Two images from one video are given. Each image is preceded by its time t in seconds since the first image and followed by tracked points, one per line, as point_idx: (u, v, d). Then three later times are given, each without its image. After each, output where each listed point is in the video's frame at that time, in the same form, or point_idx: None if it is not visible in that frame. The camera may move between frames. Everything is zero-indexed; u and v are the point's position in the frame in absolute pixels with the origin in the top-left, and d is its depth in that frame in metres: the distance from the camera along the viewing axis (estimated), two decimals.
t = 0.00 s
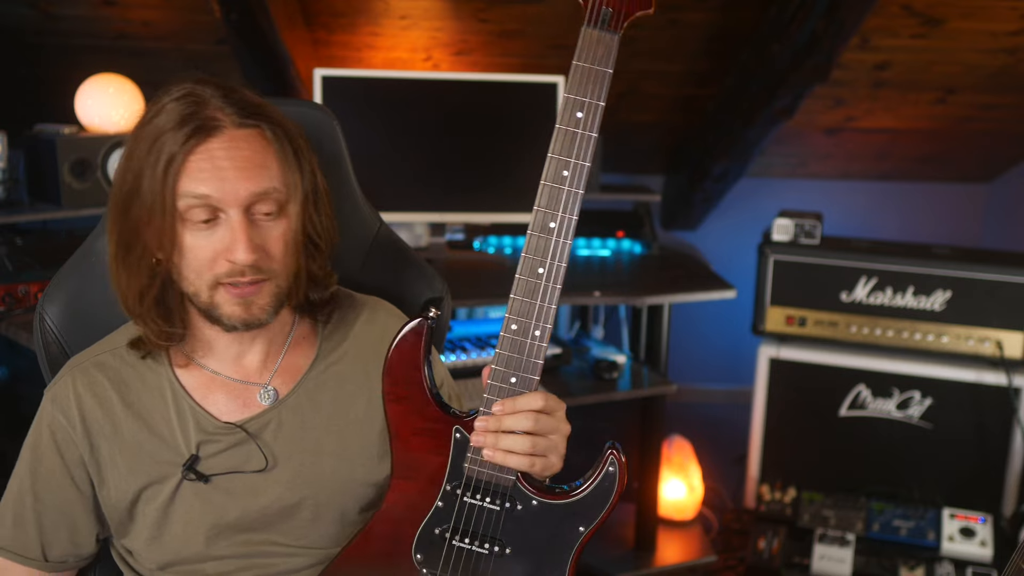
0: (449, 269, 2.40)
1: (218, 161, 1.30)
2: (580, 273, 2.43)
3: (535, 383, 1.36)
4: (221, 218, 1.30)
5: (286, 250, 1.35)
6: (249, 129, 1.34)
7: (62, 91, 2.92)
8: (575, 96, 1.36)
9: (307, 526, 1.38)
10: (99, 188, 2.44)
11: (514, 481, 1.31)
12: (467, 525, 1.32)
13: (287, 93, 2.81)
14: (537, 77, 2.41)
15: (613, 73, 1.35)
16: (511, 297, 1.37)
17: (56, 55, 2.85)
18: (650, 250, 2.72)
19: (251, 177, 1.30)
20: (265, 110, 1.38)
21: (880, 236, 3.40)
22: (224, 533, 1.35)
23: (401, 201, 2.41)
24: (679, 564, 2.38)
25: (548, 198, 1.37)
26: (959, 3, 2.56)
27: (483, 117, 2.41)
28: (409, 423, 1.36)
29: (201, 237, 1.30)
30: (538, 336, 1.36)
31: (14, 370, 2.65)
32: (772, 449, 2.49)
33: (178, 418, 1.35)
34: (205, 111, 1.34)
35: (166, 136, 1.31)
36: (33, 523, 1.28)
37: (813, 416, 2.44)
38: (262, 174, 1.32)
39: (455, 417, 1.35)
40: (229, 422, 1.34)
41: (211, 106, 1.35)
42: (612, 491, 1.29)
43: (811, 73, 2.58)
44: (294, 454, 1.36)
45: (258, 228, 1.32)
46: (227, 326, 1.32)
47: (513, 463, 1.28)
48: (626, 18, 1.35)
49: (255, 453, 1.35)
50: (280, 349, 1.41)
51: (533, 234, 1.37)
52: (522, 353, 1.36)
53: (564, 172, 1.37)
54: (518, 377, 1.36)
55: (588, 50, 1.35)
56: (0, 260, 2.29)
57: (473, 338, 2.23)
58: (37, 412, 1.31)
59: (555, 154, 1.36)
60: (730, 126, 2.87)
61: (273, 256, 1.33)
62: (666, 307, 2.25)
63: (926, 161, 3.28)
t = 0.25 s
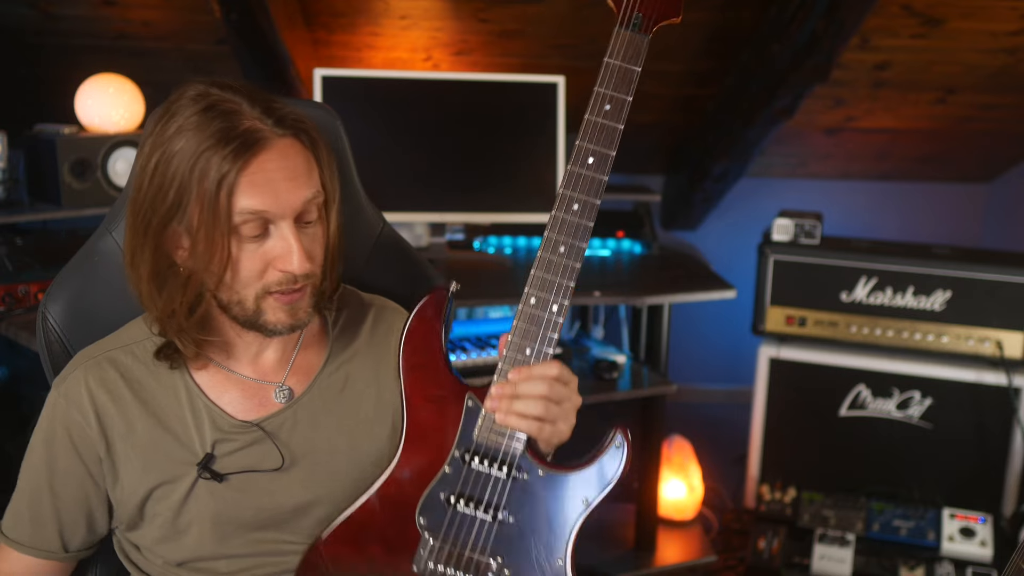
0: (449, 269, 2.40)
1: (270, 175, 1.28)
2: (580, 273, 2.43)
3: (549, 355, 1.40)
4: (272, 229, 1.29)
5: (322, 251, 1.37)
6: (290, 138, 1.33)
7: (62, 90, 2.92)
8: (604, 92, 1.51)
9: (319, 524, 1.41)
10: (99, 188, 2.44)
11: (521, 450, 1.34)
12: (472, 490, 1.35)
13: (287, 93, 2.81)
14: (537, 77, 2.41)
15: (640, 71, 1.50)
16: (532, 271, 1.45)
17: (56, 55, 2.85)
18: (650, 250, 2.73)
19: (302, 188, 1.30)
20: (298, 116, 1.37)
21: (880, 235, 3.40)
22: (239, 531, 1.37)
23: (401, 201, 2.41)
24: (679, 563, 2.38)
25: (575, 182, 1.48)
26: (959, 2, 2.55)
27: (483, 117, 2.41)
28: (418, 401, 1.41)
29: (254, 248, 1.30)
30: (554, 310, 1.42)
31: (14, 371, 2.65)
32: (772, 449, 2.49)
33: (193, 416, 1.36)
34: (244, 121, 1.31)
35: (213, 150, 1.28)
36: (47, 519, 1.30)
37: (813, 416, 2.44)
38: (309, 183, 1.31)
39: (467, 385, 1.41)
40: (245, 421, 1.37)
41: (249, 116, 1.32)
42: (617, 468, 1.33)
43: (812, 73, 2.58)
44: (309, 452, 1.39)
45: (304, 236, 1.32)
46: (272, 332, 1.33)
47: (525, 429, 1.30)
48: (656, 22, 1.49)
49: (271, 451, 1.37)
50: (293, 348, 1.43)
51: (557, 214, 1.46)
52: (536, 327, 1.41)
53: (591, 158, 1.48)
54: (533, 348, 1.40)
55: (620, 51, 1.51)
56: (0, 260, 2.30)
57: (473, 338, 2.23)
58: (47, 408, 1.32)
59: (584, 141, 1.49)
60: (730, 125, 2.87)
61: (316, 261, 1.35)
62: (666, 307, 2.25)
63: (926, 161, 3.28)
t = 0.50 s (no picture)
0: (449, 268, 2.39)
1: (290, 179, 1.27)
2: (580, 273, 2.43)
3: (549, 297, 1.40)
4: (291, 235, 1.29)
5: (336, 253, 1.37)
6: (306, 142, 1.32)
7: (62, 91, 2.91)
8: (632, 88, 1.55)
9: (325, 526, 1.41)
10: (99, 188, 2.44)
11: (509, 385, 1.33)
12: (454, 415, 1.30)
13: (287, 93, 2.81)
14: (537, 77, 2.41)
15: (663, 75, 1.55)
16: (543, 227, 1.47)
17: (56, 55, 2.86)
18: (650, 250, 2.73)
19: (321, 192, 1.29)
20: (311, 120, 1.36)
21: (880, 235, 3.40)
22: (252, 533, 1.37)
23: (402, 201, 2.41)
24: (679, 563, 2.38)
25: (594, 159, 1.51)
26: (959, 3, 2.55)
27: (484, 117, 2.41)
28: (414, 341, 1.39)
29: (272, 254, 1.29)
30: (560, 262, 1.43)
31: (14, 371, 2.65)
32: (772, 449, 2.49)
33: (205, 419, 1.35)
34: (260, 127, 1.30)
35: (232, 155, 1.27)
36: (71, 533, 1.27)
37: (813, 416, 2.44)
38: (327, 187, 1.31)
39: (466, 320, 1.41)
40: (256, 422, 1.36)
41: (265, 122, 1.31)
42: (602, 410, 1.30)
43: (811, 73, 2.58)
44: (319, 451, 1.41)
45: (321, 239, 1.32)
46: (287, 335, 1.33)
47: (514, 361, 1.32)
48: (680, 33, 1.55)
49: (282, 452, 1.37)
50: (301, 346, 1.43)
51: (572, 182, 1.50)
52: (543, 274, 1.42)
53: (609, 139, 1.52)
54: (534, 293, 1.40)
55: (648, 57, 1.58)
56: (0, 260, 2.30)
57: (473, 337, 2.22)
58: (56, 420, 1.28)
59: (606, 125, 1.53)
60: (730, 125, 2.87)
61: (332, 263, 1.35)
62: (666, 307, 2.25)
63: (926, 161, 3.28)
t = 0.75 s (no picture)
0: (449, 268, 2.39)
1: (238, 144, 1.25)
2: (580, 273, 2.43)
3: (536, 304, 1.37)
4: (242, 200, 1.25)
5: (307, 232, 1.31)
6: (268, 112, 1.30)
7: (62, 91, 2.91)
8: (637, 116, 1.52)
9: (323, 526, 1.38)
10: (99, 188, 2.44)
11: (487, 389, 1.29)
12: (429, 413, 1.25)
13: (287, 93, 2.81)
14: (537, 77, 2.42)
15: (670, 109, 1.52)
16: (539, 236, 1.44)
17: (56, 55, 2.86)
18: (651, 250, 2.73)
19: (272, 158, 1.25)
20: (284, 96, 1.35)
21: (881, 235, 3.40)
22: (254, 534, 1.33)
23: (402, 200, 2.41)
24: (679, 563, 2.38)
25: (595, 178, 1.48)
26: (959, 3, 2.55)
27: (484, 117, 2.41)
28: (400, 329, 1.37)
29: (221, 219, 1.25)
30: (551, 274, 1.40)
31: (14, 371, 2.64)
32: (773, 449, 2.49)
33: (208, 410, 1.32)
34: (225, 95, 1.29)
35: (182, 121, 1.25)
36: (68, 504, 1.15)
37: (813, 416, 2.44)
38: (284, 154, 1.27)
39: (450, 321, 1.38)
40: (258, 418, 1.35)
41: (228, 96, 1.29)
42: (579, 424, 1.27)
43: (811, 73, 2.59)
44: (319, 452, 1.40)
45: (278, 210, 1.28)
46: (248, 321, 1.31)
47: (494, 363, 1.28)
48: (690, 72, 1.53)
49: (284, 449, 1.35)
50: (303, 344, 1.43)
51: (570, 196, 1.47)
52: (533, 284, 1.39)
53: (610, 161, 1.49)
54: (522, 301, 1.37)
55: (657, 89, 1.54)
56: None
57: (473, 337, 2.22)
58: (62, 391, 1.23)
59: (609, 146, 1.50)
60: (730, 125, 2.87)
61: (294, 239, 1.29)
62: (666, 306, 2.25)
63: (926, 161, 3.28)
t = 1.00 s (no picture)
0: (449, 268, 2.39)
1: (223, 137, 1.31)
2: (580, 273, 2.43)
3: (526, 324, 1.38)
4: (219, 196, 1.30)
5: (284, 237, 1.34)
6: (261, 113, 1.36)
7: (62, 91, 2.91)
8: (638, 128, 1.50)
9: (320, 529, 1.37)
10: (99, 188, 2.44)
11: (472, 406, 1.30)
12: (413, 428, 1.26)
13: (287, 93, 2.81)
14: (537, 77, 2.42)
15: (672, 123, 1.50)
16: (533, 251, 1.45)
17: (56, 55, 2.86)
18: (650, 250, 2.73)
19: (250, 156, 1.30)
20: (285, 100, 1.40)
21: (880, 235, 3.40)
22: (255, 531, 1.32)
23: (402, 201, 2.41)
24: (679, 564, 2.38)
25: (592, 194, 1.47)
26: (959, 3, 2.55)
27: (484, 117, 2.41)
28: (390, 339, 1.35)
29: (198, 211, 1.30)
30: (541, 291, 1.41)
31: (14, 371, 2.65)
32: (772, 449, 2.49)
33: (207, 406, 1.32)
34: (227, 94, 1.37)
35: (187, 113, 1.34)
36: (78, 477, 1.16)
37: (814, 416, 2.44)
38: (265, 154, 1.32)
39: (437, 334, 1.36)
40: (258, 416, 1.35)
41: (234, 94, 1.37)
42: (561, 445, 1.27)
43: (811, 73, 2.59)
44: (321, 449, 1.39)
45: (252, 209, 1.31)
46: (215, 308, 1.31)
47: (480, 380, 1.28)
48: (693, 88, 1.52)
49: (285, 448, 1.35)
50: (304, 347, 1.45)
51: (566, 212, 1.47)
52: (524, 300, 1.40)
53: (608, 176, 1.48)
54: (511, 317, 1.39)
55: (661, 101, 1.51)
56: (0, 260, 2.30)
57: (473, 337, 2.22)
58: (72, 373, 1.24)
59: (607, 160, 1.49)
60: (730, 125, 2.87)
61: (266, 241, 1.32)
62: (666, 307, 2.25)
63: (926, 161, 3.28)
